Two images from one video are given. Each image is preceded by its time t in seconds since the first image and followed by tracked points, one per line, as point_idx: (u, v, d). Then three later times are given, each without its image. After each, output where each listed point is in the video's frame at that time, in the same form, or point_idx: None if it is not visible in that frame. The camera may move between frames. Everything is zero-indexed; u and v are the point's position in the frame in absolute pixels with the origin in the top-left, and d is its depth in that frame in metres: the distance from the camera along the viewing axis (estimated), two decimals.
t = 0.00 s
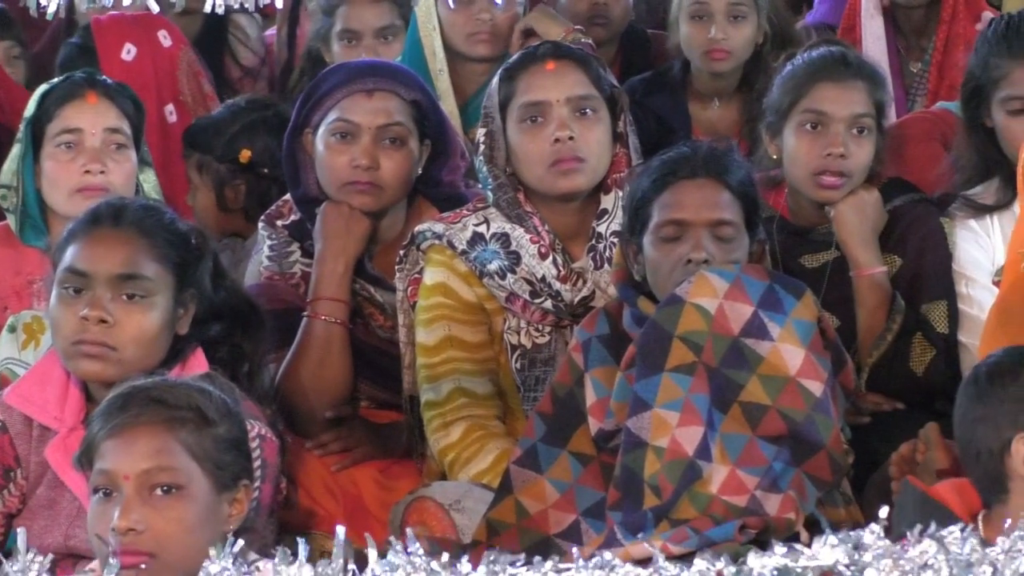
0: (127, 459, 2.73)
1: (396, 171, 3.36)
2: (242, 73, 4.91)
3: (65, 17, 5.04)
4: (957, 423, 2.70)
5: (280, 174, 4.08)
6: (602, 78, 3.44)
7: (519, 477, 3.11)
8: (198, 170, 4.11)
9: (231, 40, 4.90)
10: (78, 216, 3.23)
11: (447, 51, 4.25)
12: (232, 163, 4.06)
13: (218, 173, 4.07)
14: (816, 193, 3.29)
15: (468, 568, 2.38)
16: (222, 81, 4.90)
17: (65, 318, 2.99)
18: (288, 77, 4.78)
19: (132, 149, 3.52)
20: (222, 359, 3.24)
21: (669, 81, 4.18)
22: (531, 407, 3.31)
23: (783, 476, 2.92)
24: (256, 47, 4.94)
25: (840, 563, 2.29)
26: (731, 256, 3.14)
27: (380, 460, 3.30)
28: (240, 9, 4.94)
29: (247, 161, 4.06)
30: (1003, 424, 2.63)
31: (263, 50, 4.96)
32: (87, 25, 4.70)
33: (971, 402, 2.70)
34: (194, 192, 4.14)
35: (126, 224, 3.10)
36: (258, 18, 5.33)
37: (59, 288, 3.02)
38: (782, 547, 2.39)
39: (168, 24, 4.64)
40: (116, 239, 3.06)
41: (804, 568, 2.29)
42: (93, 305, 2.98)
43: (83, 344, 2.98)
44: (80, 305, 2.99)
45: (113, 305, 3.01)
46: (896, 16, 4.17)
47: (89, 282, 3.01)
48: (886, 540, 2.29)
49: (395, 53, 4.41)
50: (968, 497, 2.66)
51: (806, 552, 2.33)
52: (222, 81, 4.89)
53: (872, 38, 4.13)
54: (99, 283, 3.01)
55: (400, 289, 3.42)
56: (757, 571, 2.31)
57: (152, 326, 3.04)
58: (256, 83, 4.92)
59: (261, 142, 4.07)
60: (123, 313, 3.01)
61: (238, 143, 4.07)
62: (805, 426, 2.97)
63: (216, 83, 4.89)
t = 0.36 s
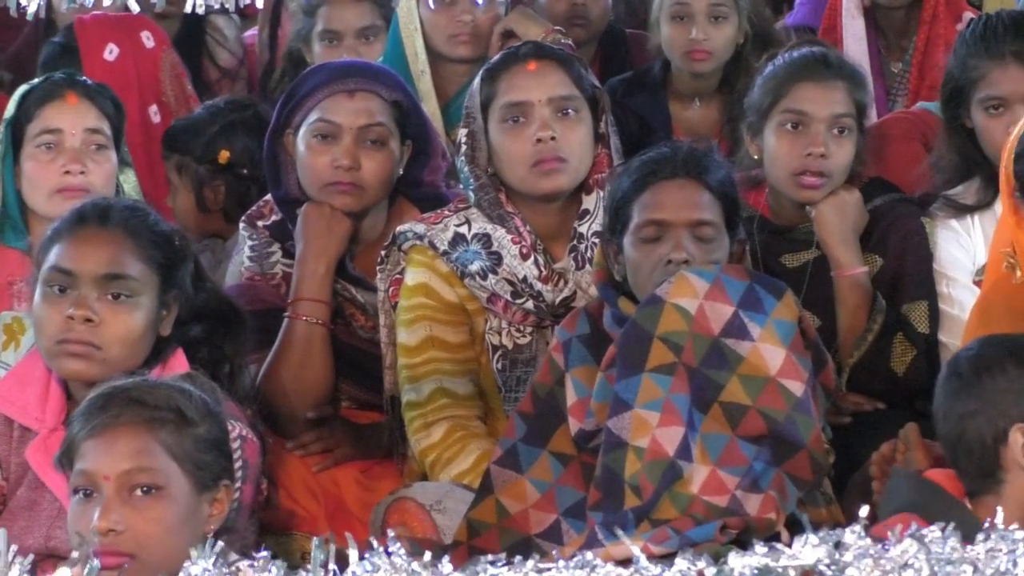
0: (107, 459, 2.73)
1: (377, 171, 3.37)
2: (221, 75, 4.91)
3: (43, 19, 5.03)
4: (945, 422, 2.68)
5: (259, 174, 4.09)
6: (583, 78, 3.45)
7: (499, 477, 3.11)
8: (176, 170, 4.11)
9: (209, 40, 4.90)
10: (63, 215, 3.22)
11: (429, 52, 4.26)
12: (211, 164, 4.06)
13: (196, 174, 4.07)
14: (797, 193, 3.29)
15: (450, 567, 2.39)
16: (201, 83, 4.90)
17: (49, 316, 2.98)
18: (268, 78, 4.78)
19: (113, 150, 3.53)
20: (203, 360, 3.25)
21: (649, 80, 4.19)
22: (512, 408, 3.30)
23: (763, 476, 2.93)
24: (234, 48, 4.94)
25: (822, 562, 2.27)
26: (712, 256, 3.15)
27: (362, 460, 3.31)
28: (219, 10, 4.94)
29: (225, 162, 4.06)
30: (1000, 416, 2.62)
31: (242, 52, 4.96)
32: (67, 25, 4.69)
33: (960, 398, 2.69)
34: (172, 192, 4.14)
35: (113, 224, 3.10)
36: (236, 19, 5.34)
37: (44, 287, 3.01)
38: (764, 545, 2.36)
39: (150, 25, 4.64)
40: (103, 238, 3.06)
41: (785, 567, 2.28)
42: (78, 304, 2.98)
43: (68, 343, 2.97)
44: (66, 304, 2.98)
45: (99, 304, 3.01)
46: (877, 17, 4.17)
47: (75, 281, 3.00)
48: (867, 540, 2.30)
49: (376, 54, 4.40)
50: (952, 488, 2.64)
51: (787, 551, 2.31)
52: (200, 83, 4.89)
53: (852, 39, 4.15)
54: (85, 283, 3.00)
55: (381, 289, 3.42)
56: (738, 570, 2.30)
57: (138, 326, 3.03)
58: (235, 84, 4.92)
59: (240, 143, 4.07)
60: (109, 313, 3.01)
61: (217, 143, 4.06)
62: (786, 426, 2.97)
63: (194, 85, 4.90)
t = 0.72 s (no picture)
0: (88, 458, 2.72)
1: (357, 171, 3.37)
2: (200, 75, 4.93)
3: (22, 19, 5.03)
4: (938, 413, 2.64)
5: (237, 174, 4.12)
6: (564, 79, 3.46)
7: (479, 477, 3.11)
8: (155, 172, 4.12)
9: (188, 41, 4.92)
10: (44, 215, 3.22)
11: (410, 52, 4.28)
12: (190, 165, 4.08)
13: (175, 175, 4.08)
14: (776, 193, 3.30)
15: (429, 569, 2.44)
16: (181, 84, 4.91)
17: (30, 315, 2.99)
18: (249, 79, 4.79)
19: (92, 150, 3.53)
20: (184, 361, 3.24)
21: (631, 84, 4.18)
22: (492, 408, 3.31)
23: (743, 476, 2.92)
24: (213, 48, 4.95)
25: (800, 562, 2.34)
26: (691, 256, 3.15)
27: (341, 461, 3.30)
28: (198, 11, 4.96)
29: (204, 163, 4.08)
30: (995, 412, 2.59)
31: (221, 52, 4.97)
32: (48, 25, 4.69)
33: (954, 391, 2.65)
34: (151, 192, 4.14)
35: (95, 224, 3.09)
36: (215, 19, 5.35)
37: (24, 285, 3.01)
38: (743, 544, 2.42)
39: (130, 23, 4.66)
40: (85, 238, 3.06)
41: (763, 567, 2.35)
42: (59, 303, 2.98)
43: (48, 341, 2.98)
44: (46, 303, 2.99)
45: (79, 303, 3.01)
46: (857, 18, 4.19)
47: (55, 280, 3.00)
48: (845, 540, 2.36)
49: (355, 54, 4.45)
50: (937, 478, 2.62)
51: (767, 550, 2.37)
52: (180, 83, 4.90)
53: (832, 40, 4.16)
54: (65, 282, 3.01)
55: (360, 290, 3.42)
56: (717, 570, 2.35)
57: (119, 326, 3.04)
58: (214, 85, 4.94)
59: (217, 144, 4.10)
60: (89, 312, 3.01)
61: (195, 146, 4.09)
62: (766, 426, 2.97)
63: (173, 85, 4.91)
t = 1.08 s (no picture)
0: (66, 459, 2.71)
1: (337, 171, 3.37)
2: (180, 75, 4.92)
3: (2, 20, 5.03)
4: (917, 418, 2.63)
5: (218, 174, 4.11)
6: (545, 79, 3.46)
7: (459, 477, 3.11)
8: (135, 172, 4.11)
9: (169, 41, 4.91)
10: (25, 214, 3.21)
11: (391, 52, 4.28)
12: (170, 165, 4.07)
13: (155, 175, 4.08)
14: (755, 193, 3.30)
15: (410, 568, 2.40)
16: (162, 84, 4.90)
17: (12, 312, 2.97)
18: (229, 78, 4.78)
19: (72, 151, 3.54)
20: (163, 362, 3.25)
21: (610, 81, 4.20)
22: (473, 408, 3.32)
23: (723, 476, 2.94)
24: (193, 49, 4.95)
25: (781, 562, 2.28)
26: (671, 256, 3.16)
27: (322, 461, 3.31)
28: (179, 12, 4.96)
29: (184, 163, 4.08)
30: (971, 418, 2.57)
31: (201, 53, 4.98)
32: (30, 25, 4.69)
33: (933, 394, 2.63)
34: (132, 193, 4.14)
35: (78, 223, 3.10)
36: (197, 19, 5.35)
37: (6, 283, 3.00)
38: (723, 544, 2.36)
39: (119, 24, 4.71)
40: (68, 236, 3.05)
41: (745, 567, 2.28)
42: (42, 300, 2.96)
43: (30, 339, 2.95)
44: (29, 301, 2.97)
45: (62, 301, 3.00)
46: (838, 18, 4.20)
47: (37, 278, 2.99)
48: (827, 539, 2.30)
49: (336, 55, 4.46)
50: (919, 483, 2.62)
51: (748, 550, 2.31)
52: (161, 83, 4.90)
53: (813, 40, 4.16)
54: (48, 279, 2.99)
55: (341, 290, 3.42)
56: (698, 570, 2.30)
57: (100, 324, 3.03)
58: (195, 85, 4.93)
59: (198, 144, 4.09)
60: (72, 310, 3.00)
61: (176, 145, 4.08)
62: (745, 425, 2.98)
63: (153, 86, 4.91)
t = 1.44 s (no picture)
0: (46, 461, 2.69)
1: (318, 171, 3.37)
2: (161, 75, 4.94)
3: None
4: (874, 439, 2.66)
5: (200, 174, 4.12)
6: (528, 79, 3.46)
7: (440, 477, 3.11)
8: (117, 172, 4.11)
9: (150, 41, 4.93)
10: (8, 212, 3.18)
11: (372, 52, 4.29)
12: (152, 165, 4.07)
13: (138, 176, 4.07)
14: (736, 193, 3.31)
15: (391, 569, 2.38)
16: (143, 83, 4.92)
17: None
18: (210, 78, 4.78)
19: (51, 151, 3.55)
20: (142, 362, 3.26)
21: (593, 81, 4.22)
22: (454, 407, 3.32)
23: (706, 475, 2.92)
24: (174, 48, 4.97)
25: (762, 561, 2.28)
26: (653, 256, 3.16)
27: (303, 462, 3.31)
28: (160, 11, 4.98)
29: (167, 163, 4.08)
30: (913, 435, 2.57)
31: (182, 53, 4.99)
32: (11, 24, 4.69)
33: (885, 405, 2.64)
34: (112, 193, 4.14)
35: (65, 222, 3.09)
36: (178, 18, 5.37)
37: None
38: (704, 543, 2.36)
39: (103, 20, 4.71)
40: (55, 235, 3.05)
41: (726, 567, 2.28)
42: (29, 297, 2.96)
43: (17, 336, 2.95)
44: (16, 298, 2.96)
45: (50, 299, 2.99)
46: (818, 17, 4.22)
47: (24, 275, 2.98)
48: (809, 539, 2.30)
49: (318, 55, 4.49)
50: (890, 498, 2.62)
51: (728, 550, 2.30)
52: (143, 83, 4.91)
53: (794, 42, 4.18)
54: (35, 277, 2.98)
55: (323, 288, 3.42)
56: (680, 570, 2.29)
57: (86, 325, 3.03)
58: (176, 85, 4.96)
59: (180, 144, 4.09)
60: (58, 308, 3.00)
61: (158, 145, 4.08)
62: (726, 425, 2.98)
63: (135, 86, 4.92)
